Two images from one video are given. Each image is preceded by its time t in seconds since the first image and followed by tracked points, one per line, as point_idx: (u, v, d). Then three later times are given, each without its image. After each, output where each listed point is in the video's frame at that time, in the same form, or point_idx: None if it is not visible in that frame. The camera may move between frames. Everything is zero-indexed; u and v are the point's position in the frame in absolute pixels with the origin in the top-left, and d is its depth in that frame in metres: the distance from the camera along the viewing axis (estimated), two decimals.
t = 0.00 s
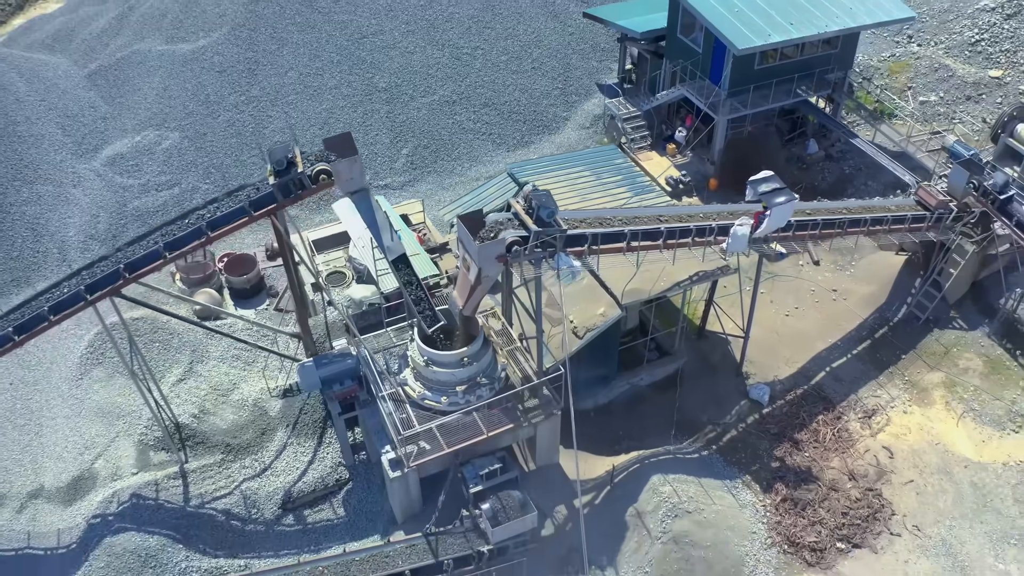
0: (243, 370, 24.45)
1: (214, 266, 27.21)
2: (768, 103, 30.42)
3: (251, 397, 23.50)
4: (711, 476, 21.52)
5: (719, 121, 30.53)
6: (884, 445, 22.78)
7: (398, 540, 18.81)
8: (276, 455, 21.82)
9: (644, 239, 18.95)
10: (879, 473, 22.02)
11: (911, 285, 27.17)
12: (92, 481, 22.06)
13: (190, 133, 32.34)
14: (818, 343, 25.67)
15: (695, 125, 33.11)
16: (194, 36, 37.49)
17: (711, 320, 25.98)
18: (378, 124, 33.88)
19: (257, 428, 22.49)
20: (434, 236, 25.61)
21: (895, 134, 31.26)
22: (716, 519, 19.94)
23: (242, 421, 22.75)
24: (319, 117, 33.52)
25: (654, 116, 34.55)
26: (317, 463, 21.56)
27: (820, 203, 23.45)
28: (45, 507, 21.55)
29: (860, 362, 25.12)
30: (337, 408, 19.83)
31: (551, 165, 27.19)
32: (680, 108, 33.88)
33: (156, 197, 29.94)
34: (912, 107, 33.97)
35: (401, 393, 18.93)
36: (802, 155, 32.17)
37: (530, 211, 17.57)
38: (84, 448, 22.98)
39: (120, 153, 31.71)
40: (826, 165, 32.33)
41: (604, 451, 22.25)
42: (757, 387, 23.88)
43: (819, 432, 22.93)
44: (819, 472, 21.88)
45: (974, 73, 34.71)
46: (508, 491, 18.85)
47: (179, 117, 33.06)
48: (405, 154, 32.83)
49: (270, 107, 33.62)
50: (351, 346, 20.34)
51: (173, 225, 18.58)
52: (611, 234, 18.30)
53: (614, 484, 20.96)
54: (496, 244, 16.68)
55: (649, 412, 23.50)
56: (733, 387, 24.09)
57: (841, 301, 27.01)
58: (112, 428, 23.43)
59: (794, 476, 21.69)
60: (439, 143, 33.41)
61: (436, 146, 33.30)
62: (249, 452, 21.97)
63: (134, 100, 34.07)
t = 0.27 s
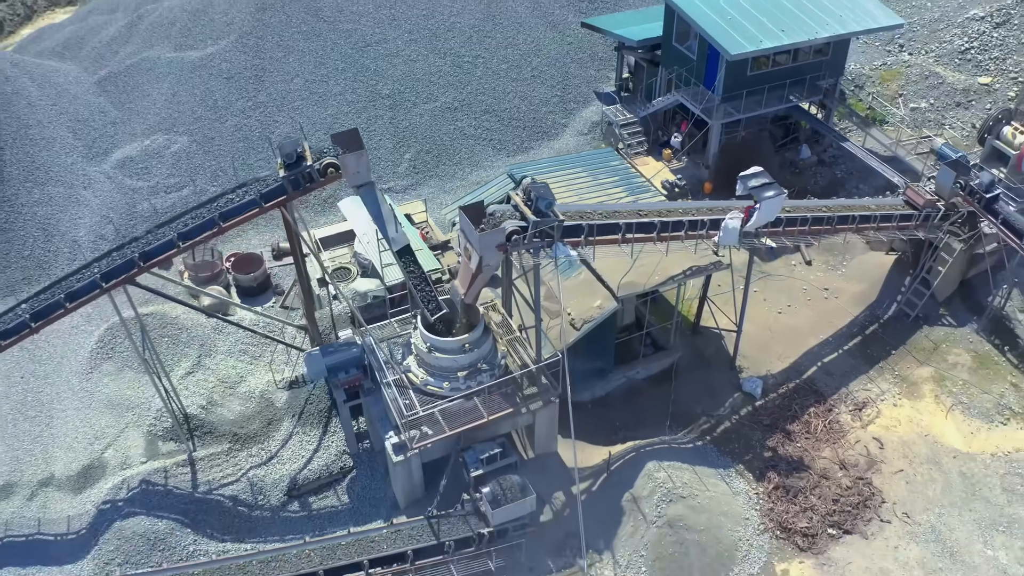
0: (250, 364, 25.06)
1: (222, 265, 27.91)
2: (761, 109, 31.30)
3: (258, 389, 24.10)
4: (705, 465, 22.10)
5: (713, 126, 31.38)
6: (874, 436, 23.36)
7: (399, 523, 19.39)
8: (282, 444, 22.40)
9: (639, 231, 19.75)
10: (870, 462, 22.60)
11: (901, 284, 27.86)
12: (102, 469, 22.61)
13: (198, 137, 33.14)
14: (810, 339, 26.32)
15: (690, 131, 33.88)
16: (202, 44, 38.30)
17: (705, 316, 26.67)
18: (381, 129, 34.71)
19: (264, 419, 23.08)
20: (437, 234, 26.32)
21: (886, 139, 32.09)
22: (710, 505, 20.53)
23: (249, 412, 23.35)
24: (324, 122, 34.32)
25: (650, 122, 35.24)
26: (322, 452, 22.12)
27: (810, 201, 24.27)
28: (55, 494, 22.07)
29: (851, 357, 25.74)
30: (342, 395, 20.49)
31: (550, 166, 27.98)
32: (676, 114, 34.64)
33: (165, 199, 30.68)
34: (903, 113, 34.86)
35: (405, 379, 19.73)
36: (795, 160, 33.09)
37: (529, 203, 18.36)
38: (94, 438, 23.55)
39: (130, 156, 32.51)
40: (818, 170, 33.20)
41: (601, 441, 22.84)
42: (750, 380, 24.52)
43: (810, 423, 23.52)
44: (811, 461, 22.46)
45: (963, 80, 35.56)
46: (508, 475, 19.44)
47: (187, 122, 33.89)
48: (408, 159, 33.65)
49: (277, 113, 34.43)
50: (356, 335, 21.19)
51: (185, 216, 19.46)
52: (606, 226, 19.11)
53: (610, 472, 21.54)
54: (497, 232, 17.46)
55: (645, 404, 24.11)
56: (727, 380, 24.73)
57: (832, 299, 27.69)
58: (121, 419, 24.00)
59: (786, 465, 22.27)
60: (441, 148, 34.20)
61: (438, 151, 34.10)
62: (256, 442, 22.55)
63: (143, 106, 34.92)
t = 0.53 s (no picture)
0: (257, 358, 25.71)
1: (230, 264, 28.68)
2: (753, 114, 32.16)
3: (265, 381, 24.74)
4: (699, 453, 22.73)
5: (708, 131, 32.25)
6: (863, 426, 24.00)
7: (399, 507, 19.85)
8: (288, 433, 23.03)
9: (633, 224, 20.55)
10: (859, 451, 23.23)
11: (890, 282, 28.60)
12: (112, 458, 23.23)
13: (206, 141, 33.99)
14: (802, 335, 27.02)
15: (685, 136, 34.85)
16: (210, 51, 39.10)
17: (699, 313, 27.39)
18: (385, 135, 35.58)
19: (270, 409, 23.72)
20: (438, 233, 27.08)
21: (876, 144, 32.96)
22: (703, 490, 21.14)
23: (256, 403, 23.98)
24: (329, 127, 35.17)
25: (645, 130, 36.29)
26: (327, 440, 22.76)
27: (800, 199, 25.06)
28: (65, 482, 22.68)
29: (841, 352, 26.43)
30: (347, 383, 21.18)
31: (548, 169, 28.81)
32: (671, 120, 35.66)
33: (173, 201, 31.47)
34: (894, 120, 35.79)
35: (408, 365, 20.43)
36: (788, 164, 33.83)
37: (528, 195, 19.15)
38: (104, 428, 24.17)
39: (140, 160, 33.39)
40: (810, 174, 33.93)
41: (598, 431, 23.50)
42: (743, 373, 25.20)
43: (801, 415, 24.17)
44: (802, 451, 23.09)
45: (952, 87, 36.46)
46: (506, 460, 20.07)
47: (196, 127, 34.77)
48: (410, 163, 34.51)
49: (283, 118, 35.28)
50: (360, 325, 21.98)
51: (198, 208, 20.47)
52: (601, 219, 19.90)
53: (606, 459, 22.17)
54: (497, 223, 18.23)
55: (640, 396, 24.78)
56: (720, 373, 25.41)
57: (823, 297, 28.43)
58: (131, 411, 24.64)
59: (778, 454, 22.90)
60: (443, 153, 35.04)
61: (439, 156, 34.94)
62: (262, 431, 23.18)
63: (153, 112, 35.83)
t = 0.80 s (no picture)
0: (264, 352, 26.42)
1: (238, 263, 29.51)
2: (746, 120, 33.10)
3: (271, 374, 25.45)
4: (692, 442, 23.43)
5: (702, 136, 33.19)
6: (852, 418, 24.72)
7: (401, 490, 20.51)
8: (294, 423, 23.75)
9: (627, 218, 21.42)
10: (848, 441, 23.93)
11: (879, 280, 29.40)
12: (122, 447, 23.91)
13: (214, 146, 34.95)
14: (793, 331, 27.80)
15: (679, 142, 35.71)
16: (218, 60, 40.08)
17: (693, 309, 28.19)
18: (388, 140, 36.55)
19: (277, 400, 24.43)
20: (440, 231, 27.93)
21: (866, 149, 33.90)
22: (696, 476, 21.84)
23: (263, 394, 24.69)
24: (334, 132, 36.10)
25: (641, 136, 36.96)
26: (332, 429, 23.46)
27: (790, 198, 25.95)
28: (77, 470, 23.37)
29: (831, 347, 27.20)
30: (351, 372, 21.98)
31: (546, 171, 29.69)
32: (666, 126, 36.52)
33: (182, 203, 32.35)
34: (884, 126, 36.81)
35: (411, 353, 21.22)
36: (780, 170, 34.67)
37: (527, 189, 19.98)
38: (115, 419, 24.86)
39: (149, 163, 34.32)
40: (802, 180, 34.75)
41: (594, 421, 24.22)
42: (735, 367, 25.98)
43: (792, 406, 24.89)
44: (792, 440, 23.80)
45: (941, 94, 37.44)
46: (506, 445, 20.78)
47: (204, 132, 35.74)
48: (413, 168, 35.49)
49: (289, 124, 36.23)
50: (365, 318, 22.81)
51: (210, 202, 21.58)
52: (596, 212, 20.81)
53: (602, 448, 22.88)
54: (496, 215, 19.07)
55: (636, 389, 25.52)
56: (713, 367, 26.19)
57: (814, 296, 29.23)
58: (140, 402, 25.35)
59: (769, 443, 23.61)
60: (444, 158, 35.98)
61: (440, 161, 35.88)
62: (269, 421, 23.90)
63: (162, 117, 36.82)
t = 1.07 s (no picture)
0: (270, 347, 27.05)
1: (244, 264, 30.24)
2: (739, 124, 33.93)
3: (277, 368, 26.10)
4: (687, 434, 24.07)
5: (696, 139, 34.05)
6: (843, 411, 25.35)
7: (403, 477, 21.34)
8: (299, 414, 24.42)
9: (621, 214, 22.26)
10: (839, 433, 24.55)
11: (869, 279, 30.13)
12: (130, 438, 24.49)
13: (221, 150, 35.76)
14: (785, 328, 28.50)
15: (674, 146, 36.32)
16: (224, 66, 40.87)
17: (687, 307, 28.93)
18: (390, 145, 37.39)
19: (282, 393, 25.06)
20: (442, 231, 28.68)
21: (857, 154, 34.75)
22: (689, 465, 22.47)
23: (268, 387, 25.32)
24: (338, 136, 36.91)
25: (638, 142, 37.85)
26: (336, 420, 24.14)
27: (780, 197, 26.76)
28: (86, 461, 23.97)
29: (822, 344, 27.89)
30: (354, 364, 22.73)
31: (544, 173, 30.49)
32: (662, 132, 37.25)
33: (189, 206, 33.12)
34: (876, 132, 37.71)
35: (413, 344, 21.97)
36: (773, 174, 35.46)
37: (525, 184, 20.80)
38: (123, 412, 25.44)
39: (157, 167, 35.13)
40: (795, 183, 35.64)
41: (591, 413, 24.87)
42: (728, 361, 26.68)
43: (784, 400, 25.54)
44: (784, 432, 24.43)
45: (932, 101, 38.35)
46: (504, 433, 21.40)
47: (211, 136, 36.57)
48: (414, 172, 36.36)
49: (294, 129, 37.05)
50: (368, 311, 23.51)
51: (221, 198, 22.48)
52: (591, 208, 21.63)
53: (598, 438, 23.52)
54: (495, 209, 19.90)
55: (631, 383, 26.20)
56: (706, 362, 26.88)
57: (806, 295, 29.96)
58: (148, 396, 25.95)
59: (761, 435, 24.24)
60: (445, 163, 36.81)
61: (441, 166, 36.72)
62: (275, 413, 24.53)
63: (169, 123, 37.68)
